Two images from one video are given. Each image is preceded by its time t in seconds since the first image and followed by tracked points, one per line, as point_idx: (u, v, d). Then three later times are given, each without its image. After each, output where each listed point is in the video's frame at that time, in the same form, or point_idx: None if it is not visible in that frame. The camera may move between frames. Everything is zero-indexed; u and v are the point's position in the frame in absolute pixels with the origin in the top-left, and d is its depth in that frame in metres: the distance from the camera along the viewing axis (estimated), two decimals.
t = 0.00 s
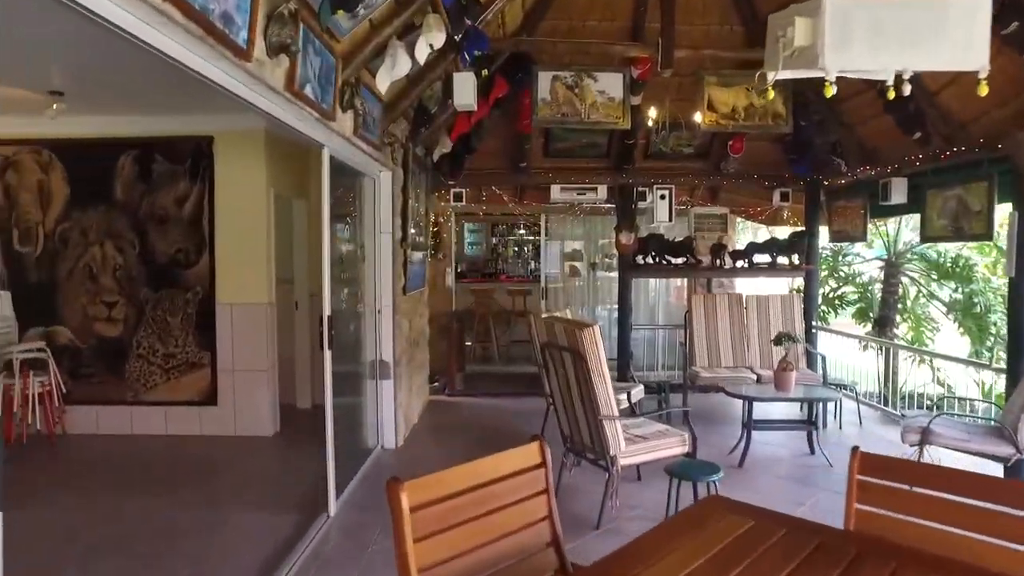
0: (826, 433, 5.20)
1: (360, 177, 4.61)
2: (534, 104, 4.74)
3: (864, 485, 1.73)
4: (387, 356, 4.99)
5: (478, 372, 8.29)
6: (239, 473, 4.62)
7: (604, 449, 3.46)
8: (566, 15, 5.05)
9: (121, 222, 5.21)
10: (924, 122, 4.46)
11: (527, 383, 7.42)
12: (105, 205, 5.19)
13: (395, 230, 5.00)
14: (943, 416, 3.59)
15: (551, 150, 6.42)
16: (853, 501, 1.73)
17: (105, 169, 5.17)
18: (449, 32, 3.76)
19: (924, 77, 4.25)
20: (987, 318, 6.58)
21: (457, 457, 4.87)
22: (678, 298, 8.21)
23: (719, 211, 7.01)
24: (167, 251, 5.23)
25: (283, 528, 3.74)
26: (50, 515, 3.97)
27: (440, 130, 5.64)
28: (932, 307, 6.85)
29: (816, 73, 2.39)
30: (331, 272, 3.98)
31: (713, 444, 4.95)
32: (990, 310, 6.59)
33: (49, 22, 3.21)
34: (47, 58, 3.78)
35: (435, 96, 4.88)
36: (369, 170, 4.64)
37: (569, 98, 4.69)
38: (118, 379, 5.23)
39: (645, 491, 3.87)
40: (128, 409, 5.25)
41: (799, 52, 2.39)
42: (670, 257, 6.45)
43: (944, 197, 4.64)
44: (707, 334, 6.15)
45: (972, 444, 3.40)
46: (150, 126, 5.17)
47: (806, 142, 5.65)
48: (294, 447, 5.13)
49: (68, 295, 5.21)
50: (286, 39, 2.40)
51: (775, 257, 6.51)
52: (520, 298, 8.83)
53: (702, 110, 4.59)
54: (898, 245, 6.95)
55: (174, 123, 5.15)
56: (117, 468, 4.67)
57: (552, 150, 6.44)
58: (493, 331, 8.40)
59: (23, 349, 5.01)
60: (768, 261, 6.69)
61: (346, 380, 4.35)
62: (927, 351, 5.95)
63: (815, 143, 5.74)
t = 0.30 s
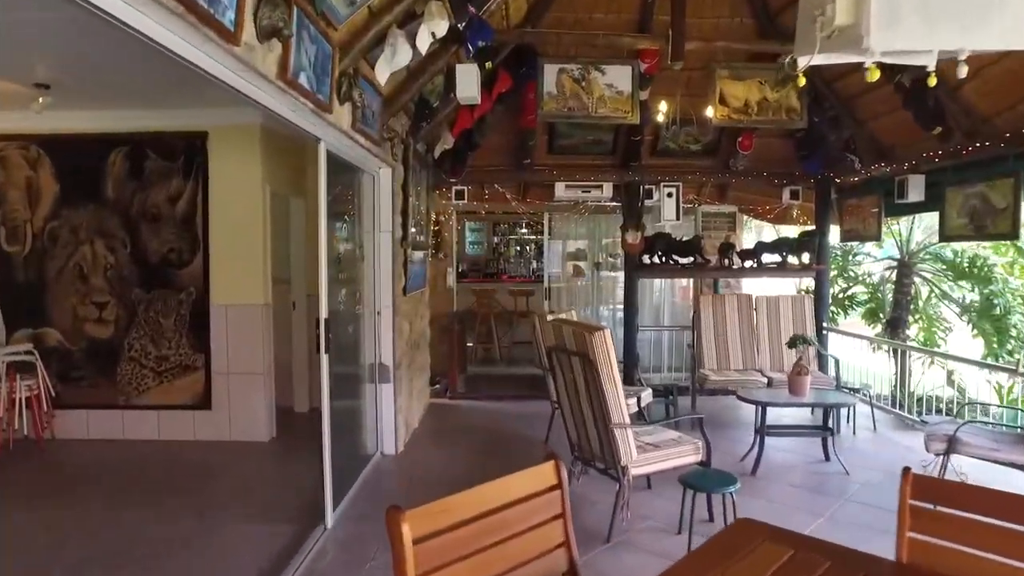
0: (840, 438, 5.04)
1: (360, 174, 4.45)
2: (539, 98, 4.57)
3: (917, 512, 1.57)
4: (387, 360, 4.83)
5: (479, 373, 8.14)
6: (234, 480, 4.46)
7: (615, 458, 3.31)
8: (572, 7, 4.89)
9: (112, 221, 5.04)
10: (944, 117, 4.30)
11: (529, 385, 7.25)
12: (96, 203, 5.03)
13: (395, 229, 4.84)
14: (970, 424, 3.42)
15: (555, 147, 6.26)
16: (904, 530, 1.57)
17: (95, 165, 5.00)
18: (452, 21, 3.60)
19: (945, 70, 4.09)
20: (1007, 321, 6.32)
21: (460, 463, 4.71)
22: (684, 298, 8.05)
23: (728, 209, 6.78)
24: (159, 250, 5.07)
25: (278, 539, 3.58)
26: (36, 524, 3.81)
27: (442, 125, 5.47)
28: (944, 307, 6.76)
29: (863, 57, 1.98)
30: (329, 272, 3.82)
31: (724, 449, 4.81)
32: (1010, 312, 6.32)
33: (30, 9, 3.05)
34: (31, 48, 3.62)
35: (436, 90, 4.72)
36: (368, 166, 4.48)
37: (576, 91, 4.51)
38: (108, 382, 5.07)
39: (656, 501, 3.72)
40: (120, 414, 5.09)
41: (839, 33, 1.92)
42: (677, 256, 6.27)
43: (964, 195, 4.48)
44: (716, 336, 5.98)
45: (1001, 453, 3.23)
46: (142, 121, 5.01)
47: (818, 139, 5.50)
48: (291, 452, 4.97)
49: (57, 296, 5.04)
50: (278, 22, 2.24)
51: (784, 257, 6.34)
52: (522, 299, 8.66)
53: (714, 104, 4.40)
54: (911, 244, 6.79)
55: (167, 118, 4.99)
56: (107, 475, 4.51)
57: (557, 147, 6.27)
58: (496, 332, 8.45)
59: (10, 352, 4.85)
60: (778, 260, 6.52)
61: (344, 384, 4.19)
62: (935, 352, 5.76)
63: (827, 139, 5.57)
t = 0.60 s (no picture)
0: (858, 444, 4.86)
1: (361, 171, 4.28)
2: (548, 91, 4.41)
3: (996, 548, 1.45)
4: (389, 363, 4.66)
5: (483, 375, 7.98)
6: (230, 488, 4.29)
7: (631, 469, 3.14)
8: None
9: (104, 219, 4.87)
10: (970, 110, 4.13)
11: (534, 388, 7.08)
12: (88, 200, 4.85)
13: (398, 228, 4.67)
14: (1005, 432, 3.25)
15: (562, 143, 6.09)
16: (984, 571, 1.45)
17: (87, 161, 4.83)
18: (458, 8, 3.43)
19: (973, 60, 3.91)
20: None
21: (465, 470, 4.54)
22: (691, 298, 7.89)
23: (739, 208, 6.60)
24: (153, 249, 4.90)
25: (275, 552, 3.41)
26: (22, 535, 3.64)
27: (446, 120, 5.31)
28: (960, 308, 6.57)
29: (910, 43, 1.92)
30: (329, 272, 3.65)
31: (739, 456, 4.63)
32: None
33: None
34: (16, 37, 3.45)
35: (441, 83, 4.56)
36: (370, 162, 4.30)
37: (585, 84, 4.34)
38: (101, 386, 4.90)
39: (673, 512, 3.55)
40: (113, 419, 4.92)
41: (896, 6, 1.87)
42: (687, 256, 6.13)
43: (991, 191, 4.30)
44: (727, 338, 5.81)
45: None
46: (135, 115, 4.84)
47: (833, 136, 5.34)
48: (290, 459, 4.80)
49: (48, 297, 4.87)
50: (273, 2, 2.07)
51: (798, 256, 6.16)
52: (526, 299, 8.48)
53: (730, 97, 4.23)
54: (926, 243, 6.65)
55: (161, 113, 4.83)
56: (98, 482, 4.35)
57: (564, 143, 6.10)
58: (499, 333, 8.38)
59: None
60: (791, 261, 6.32)
61: (345, 389, 4.02)
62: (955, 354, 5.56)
63: (843, 135, 5.39)
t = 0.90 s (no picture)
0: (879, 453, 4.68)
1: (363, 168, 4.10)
2: (558, 85, 4.24)
3: None
4: (393, 368, 4.49)
5: (487, 378, 7.84)
6: (228, 499, 4.12)
7: (650, 484, 2.98)
8: None
9: (96, 219, 4.69)
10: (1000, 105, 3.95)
11: (540, 392, 6.90)
12: (79, 199, 4.67)
13: (402, 228, 4.49)
14: None
15: (570, 141, 5.93)
16: None
17: (78, 159, 4.65)
18: None
19: (1005, 53, 3.74)
20: None
21: (471, 481, 4.36)
22: (699, 299, 7.73)
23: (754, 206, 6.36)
24: (148, 250, 4.72)
25: (275, 570, 3.24)
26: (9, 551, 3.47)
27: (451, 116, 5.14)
28: (976, 310, 6.49)
29: (979, 24, 2.18)
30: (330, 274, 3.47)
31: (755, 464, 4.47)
32: None
33: None
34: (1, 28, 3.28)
35: (447, 76, 4.39)
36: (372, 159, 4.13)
37: (598, 78, 4.17)
38: (93, 392, 4.72)
39: (692, 527, 3.37)
40: (105, 426, 4.74)
41: None
42: (698, 257, 5.98)
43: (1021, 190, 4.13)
44: (741, 341, 5.64)
45: None
46: (128, 111, 4.66)
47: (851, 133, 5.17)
48: (290, 468, 4.62)
49: (38, 300, 4.70)
50: None
51: (811, 257, 6.01)
52: (531, 301, 8.30)
53: (749, 92, 4.04)
54: (945, 245, 6.42)
55: (155, 109, 4.65)
56: (90, 493, 4.17)
57: (572, 141, 5.92)
58: (503, 335, 8.22)
59: None
60: (804, 262, 6.18)
61: (347, 397, 3.84)
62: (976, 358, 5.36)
63: (862, 133, 5.22)
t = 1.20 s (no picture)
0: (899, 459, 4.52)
1: (365, 162, 3.95)
2: (568, 76, 4.09)
3: None
4: (395, 371, 4.33)
5: (490, 379, 7.69)
6: (224, 508, 3.95)
7: (669, 495, 2.82)
8: None
9: (88, 216, 4.53)
10: None
11: (545, 394, 6.73)
12: (70, 195, 4.51)
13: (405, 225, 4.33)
14: None
15: (577, 136, 5.78)
16: None
17: (69, 154, 4.49)
18: None
19: None
20: None
21: (477, 488, 4.20)
22: (705, 299, 7.58)
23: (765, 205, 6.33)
24: (142, 248, 4.56)
25: None
26: None
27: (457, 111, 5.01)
28: (992, 310, 6.31)
29: None
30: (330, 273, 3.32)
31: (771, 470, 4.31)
32: None
33: None
34: None
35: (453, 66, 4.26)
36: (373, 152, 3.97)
37: (610, 69, 4.02)
38: (85, 395, 4.56)
39: (710, 537, 3.21)
40: (98, 430, 4.58)
41: None
42: (708, 256, 5.83)
43: None
44: (754, 342, 5.48)
45: None
46: (122, 104, 4.50)
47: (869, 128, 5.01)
48: (289, 474, 4.46)
49: (28, 299, 4.54)
50: None
51: (826, 257, 5.84)
52: (535, 300, 8.15)
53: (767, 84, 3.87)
54: (962, 243, 6.21)
55: (150, 101, 4.50)
56: (80, 501, 4.01)
57: (580, 136, 5.77)
58: (507, 336, 8.08)
59: None
60: (818, 260, 6.01)
61: (347, 400, 3.68)
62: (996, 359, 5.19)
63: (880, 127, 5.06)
